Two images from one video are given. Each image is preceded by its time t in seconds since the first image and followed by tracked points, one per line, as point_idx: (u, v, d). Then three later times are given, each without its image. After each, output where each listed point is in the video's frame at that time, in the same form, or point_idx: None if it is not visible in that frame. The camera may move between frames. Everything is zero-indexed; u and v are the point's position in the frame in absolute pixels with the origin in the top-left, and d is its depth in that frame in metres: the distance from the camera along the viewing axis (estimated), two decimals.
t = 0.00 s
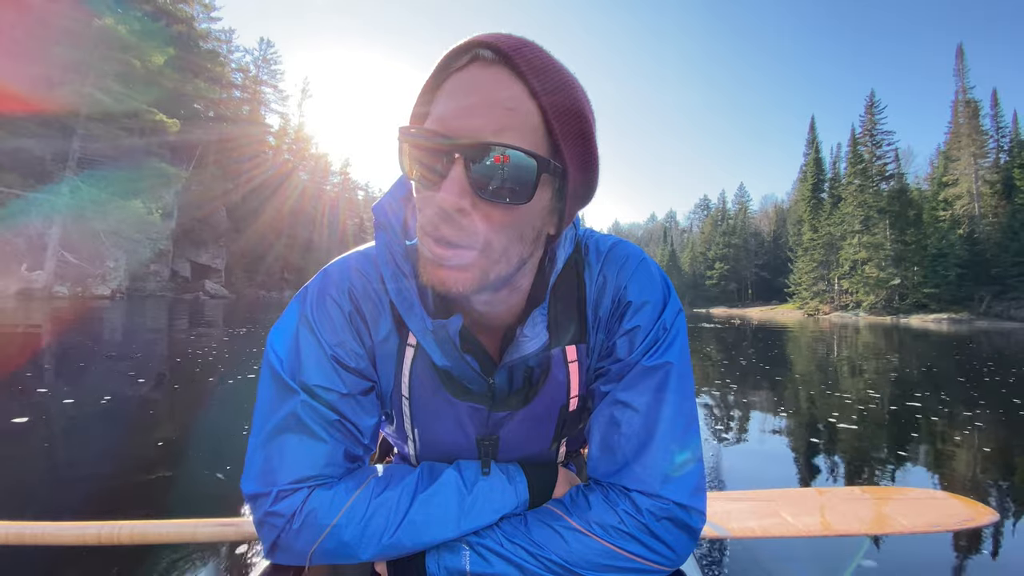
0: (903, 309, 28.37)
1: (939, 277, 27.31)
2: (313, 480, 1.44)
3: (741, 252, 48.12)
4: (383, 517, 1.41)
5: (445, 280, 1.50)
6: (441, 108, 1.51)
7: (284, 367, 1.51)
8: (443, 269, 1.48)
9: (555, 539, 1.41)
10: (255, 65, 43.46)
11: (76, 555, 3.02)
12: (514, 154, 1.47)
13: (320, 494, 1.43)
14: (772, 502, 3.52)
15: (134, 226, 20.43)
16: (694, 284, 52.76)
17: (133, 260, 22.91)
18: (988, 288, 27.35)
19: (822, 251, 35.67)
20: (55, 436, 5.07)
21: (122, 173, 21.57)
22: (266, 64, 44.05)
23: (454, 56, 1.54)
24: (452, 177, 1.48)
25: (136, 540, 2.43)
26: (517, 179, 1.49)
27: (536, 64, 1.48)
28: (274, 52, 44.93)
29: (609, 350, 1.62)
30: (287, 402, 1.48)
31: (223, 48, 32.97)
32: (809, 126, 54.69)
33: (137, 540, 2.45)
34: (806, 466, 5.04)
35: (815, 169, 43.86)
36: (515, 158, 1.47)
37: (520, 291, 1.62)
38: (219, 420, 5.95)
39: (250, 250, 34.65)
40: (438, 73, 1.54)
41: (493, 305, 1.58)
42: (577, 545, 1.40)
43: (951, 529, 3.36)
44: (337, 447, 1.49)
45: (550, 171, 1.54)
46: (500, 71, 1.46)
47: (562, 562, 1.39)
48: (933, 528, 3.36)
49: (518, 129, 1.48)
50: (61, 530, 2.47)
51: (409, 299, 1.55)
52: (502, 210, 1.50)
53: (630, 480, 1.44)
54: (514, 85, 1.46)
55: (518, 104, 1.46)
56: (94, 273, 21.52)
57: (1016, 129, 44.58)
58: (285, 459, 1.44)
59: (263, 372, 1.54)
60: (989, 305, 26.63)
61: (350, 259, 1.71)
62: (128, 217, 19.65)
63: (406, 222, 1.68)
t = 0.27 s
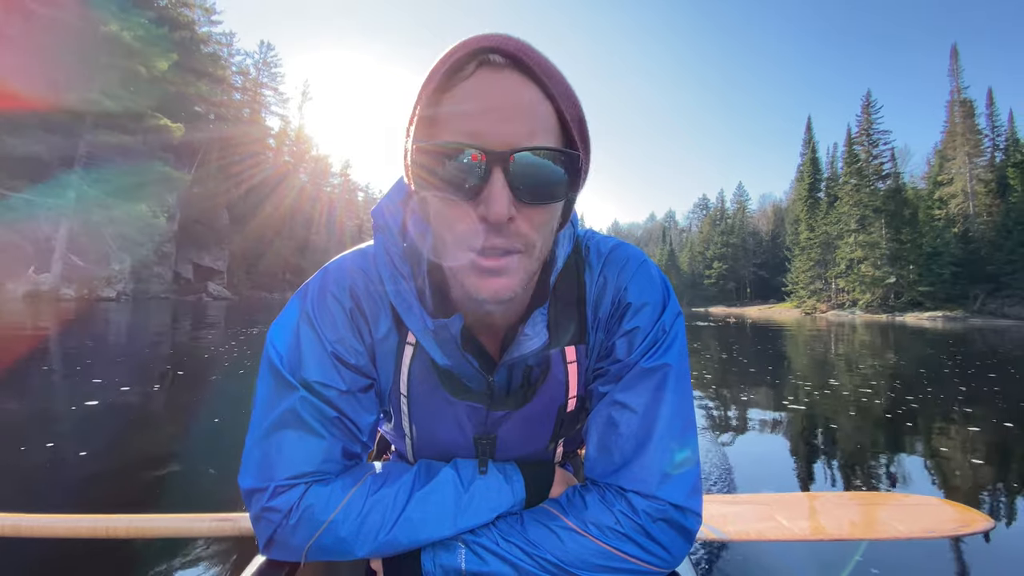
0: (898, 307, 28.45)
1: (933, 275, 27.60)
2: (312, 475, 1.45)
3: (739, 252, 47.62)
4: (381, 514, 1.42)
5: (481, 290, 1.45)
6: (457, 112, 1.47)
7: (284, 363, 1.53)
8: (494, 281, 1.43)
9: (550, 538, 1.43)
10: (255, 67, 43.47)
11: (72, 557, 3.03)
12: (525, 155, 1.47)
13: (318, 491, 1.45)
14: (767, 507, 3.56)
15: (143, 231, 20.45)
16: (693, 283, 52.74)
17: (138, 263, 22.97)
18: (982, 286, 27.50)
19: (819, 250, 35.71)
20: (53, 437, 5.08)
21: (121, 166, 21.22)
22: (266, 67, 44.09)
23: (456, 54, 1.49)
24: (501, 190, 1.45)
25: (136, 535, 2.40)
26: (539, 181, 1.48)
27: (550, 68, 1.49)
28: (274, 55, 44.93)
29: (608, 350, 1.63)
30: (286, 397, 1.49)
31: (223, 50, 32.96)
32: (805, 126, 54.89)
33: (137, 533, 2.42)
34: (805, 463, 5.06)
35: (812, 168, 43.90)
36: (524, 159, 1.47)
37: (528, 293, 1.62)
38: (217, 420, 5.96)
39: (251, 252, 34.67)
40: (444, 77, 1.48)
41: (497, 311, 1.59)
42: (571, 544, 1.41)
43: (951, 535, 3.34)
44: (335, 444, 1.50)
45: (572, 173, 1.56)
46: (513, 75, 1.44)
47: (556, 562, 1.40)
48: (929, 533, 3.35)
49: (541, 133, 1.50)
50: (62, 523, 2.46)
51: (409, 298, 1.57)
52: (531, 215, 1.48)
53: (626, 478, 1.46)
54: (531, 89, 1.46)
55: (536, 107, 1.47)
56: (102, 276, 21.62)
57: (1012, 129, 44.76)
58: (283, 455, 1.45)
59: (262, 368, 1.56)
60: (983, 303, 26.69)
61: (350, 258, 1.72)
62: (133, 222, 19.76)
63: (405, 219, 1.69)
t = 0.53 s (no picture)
0: (893, 306, 28.55)
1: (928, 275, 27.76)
2: (309, 472, 1.47)
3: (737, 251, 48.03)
4: (377, 512, 1.44)
5: (482, 289, 1.46)
6: (460, 112, 1.47)
7: (284, 361, 1.54)
8: (492, 278, 1.45)
9: (546, 539, 1.43)
10: (255, 70, 43.53)
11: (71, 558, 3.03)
12: (527, 155, 1.48)
13: (316, 488, 1.46)
14: (765, 511, 3.55)
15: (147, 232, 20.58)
16: (691, 283, 52.79)
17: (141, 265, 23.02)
18: (976, 285, 27.58)
19: (816, 249, 35.80)
20: (52, 437, 5.08)
21: (114, 165, 21.04)
22: (267, 69, 44.14)
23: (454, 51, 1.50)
24: (503, 191, 1.46)
25: (130, 529, 2.35)
26: (544, 181, 1.48)
27: (551, 67, 1.51)
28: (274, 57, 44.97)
29: (608, 352, 1.65)
30: (285, 394, 1.50)
31: (224, 53, 33.00)
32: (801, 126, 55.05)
33: (132, 528, 2.37)
34: (802, 461, 5.09)
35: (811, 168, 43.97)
36: (526, 159, 1.47)
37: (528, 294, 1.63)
38: (217, 421, 5.97)
39: (253, 253, 34.69)
40: (444, 77, 1.49)
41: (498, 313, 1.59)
42: (567, 545, 1.42)
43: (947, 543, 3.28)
44: (333, 443, 1.51)
45: (576, 172, 1.57)
46: (517, 76, 1.45)
47: (552, 563, 1.41)
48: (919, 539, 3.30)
49: (547, 133, 1.51)
50: (58, 516, 2.41)
51: (408, 299, 1.59)
52: (535, 215, 1.50)
53: (622, 481, 1.46)
54: (534, 87, 1.47)
55: (538, 107, 1.48)
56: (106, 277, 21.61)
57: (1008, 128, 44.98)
58: (281, 453, 1.47)
59: (262, 365, 1.58)
60: (978, 301, 26.71)
61: (353, 256, 1.74)
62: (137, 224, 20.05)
63: (406, 218, 1.70)
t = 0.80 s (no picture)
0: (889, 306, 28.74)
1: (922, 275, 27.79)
2: (305, 472, 1.48)
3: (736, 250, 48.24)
4: (374, 513, 1.45)
5: (481, 283, 1.47)
6: (466, 106, 1.48)
7: (280, 359, 1.55)
8: (499, 273, 1.46)
9: (543, 542, 1.45)
10: (257, 72, 43.59)
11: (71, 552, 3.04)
12: (534, 149, 1.49)
13: (312, 487, 1.48)
14: (764, 515, 3.55)
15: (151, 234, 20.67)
16: (689, 283, 52.83)
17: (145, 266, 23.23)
18: (971, 285, 27.21)
19: (813, 249, 35.96)
20: (51, 437, 5.10)
21: (120, 164, 20.81)
22: (268, 70, 44.19)
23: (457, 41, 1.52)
24: (512, 186, 1.47)
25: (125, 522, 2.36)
26: (551, 175, 1.51)
27: (555, 61, 1.53)
28: (276, 59, 45.01)
29: (608, 353, 1.66)
30: (282, 393, 1.52)
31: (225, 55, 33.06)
32: (799, 127, 55.11)
33: (130, 521, 2.37)
34: (799, 459, 5.13)
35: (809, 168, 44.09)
36: (532, 154, 1.48)
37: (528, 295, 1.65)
38: (217, 420, 5.98)
39: (255, 254, 34.74)
40: (446, 70, 1.50)
41: (499, 315, 1.60)
42: (563, 549, 1.43)
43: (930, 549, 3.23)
44: (328, 443, 1.52)
45: (582, 167, 1.58)
46: (523, 69, 1.47)
47: (549, 566, 1.43)
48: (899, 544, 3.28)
49: (554, 127, 1.52)
50: (60, 507, 2.44)
51: (406, 300, 1.59)
52: (541, 210, 1.51)
53: (621, 482, 1.47)
54: (541, 80, 1.49)
55: (542, 100, 1.49)
56: (110, 278, 22.12)
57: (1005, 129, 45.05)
58: (278, 451, 1.48)
59: (259, 363, 1.59)
60: (972, 301, 26.51)
61: (352, 253, 1.75)
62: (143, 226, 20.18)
63: (405, 214, 1.72)
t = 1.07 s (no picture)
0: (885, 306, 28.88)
1: (918, 275, 27.85)
2: (309, 471, 1.50)
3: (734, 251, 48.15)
4: (378, 510, 1.47)
5: (482, 285, 1.46)
6: (476, 110, 1.48)
7: (284, 359, 1.57)
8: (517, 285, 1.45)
9: (547, 542, 1.45)
10: (259, 73, 43.68)
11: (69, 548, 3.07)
12: (546, 156, 1.50)
13: (316, 486, 1.48)
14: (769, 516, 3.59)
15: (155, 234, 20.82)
16: (688, 284, 52.91)
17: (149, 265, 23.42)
18: (966, 286, 27.07)
19: (811, 250, 36.10)
20: (57, 434, 5.13)
21: (128, 164, 20.69)
22: (271, 72, 44.26)
23: (465, 42, 1.53)
24: (524, 192, 1.48)
25: (128, 521, 2.37)
26: (558, 180, 1.53)
27: (562, 68, 1.55)
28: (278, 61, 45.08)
29: (611, 355, 1.68)
30: (285, 392, 1.53)
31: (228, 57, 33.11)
32: (798, 128, 55.25)
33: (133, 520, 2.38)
34: (797, 457, 5.17)
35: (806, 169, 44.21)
36: (543, 161, 1.50)
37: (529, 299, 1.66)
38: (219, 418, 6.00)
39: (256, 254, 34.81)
40: (455, 77, 1.51)
41: (504, 316, 1.61)
42: (569, 549, 1.44)
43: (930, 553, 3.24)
44: (330, 443, 1.53)
45: (590, 171, 1.60)
46: (534, 76, 1.47)
47: (552, 565, 1.43)
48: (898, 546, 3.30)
49: (562, 133, 1.54)
50: (62, 505, 2.44)
51: (409, 302, 1.61)
52: (550, 217, 1.53)
53: (627, 483, 1.47)
54: (551, 89, 1.50)
55: (551, 109, 1.50)
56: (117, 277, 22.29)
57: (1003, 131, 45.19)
58: (281, 451, 1.49)
59: (263, 362, 1.60)
60: (967, 302, 26.44)
61: (355, 255, 1.77)
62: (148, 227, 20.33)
63: (407, 215, 1.74)
